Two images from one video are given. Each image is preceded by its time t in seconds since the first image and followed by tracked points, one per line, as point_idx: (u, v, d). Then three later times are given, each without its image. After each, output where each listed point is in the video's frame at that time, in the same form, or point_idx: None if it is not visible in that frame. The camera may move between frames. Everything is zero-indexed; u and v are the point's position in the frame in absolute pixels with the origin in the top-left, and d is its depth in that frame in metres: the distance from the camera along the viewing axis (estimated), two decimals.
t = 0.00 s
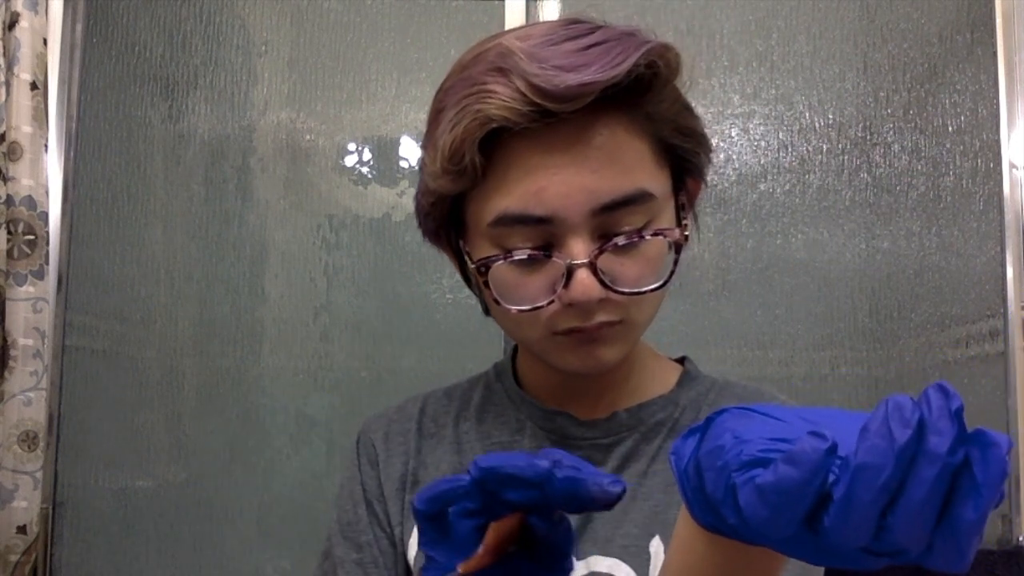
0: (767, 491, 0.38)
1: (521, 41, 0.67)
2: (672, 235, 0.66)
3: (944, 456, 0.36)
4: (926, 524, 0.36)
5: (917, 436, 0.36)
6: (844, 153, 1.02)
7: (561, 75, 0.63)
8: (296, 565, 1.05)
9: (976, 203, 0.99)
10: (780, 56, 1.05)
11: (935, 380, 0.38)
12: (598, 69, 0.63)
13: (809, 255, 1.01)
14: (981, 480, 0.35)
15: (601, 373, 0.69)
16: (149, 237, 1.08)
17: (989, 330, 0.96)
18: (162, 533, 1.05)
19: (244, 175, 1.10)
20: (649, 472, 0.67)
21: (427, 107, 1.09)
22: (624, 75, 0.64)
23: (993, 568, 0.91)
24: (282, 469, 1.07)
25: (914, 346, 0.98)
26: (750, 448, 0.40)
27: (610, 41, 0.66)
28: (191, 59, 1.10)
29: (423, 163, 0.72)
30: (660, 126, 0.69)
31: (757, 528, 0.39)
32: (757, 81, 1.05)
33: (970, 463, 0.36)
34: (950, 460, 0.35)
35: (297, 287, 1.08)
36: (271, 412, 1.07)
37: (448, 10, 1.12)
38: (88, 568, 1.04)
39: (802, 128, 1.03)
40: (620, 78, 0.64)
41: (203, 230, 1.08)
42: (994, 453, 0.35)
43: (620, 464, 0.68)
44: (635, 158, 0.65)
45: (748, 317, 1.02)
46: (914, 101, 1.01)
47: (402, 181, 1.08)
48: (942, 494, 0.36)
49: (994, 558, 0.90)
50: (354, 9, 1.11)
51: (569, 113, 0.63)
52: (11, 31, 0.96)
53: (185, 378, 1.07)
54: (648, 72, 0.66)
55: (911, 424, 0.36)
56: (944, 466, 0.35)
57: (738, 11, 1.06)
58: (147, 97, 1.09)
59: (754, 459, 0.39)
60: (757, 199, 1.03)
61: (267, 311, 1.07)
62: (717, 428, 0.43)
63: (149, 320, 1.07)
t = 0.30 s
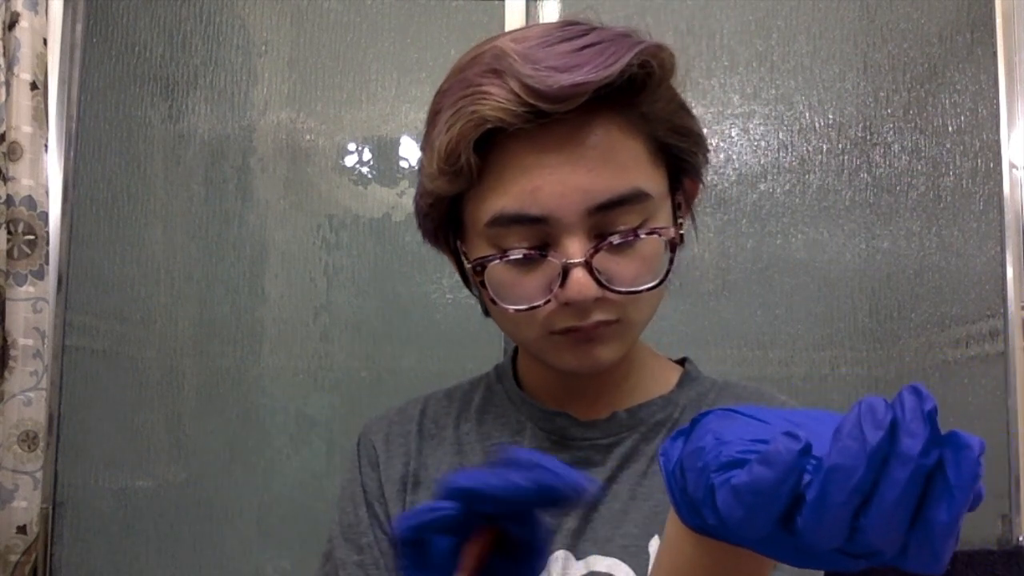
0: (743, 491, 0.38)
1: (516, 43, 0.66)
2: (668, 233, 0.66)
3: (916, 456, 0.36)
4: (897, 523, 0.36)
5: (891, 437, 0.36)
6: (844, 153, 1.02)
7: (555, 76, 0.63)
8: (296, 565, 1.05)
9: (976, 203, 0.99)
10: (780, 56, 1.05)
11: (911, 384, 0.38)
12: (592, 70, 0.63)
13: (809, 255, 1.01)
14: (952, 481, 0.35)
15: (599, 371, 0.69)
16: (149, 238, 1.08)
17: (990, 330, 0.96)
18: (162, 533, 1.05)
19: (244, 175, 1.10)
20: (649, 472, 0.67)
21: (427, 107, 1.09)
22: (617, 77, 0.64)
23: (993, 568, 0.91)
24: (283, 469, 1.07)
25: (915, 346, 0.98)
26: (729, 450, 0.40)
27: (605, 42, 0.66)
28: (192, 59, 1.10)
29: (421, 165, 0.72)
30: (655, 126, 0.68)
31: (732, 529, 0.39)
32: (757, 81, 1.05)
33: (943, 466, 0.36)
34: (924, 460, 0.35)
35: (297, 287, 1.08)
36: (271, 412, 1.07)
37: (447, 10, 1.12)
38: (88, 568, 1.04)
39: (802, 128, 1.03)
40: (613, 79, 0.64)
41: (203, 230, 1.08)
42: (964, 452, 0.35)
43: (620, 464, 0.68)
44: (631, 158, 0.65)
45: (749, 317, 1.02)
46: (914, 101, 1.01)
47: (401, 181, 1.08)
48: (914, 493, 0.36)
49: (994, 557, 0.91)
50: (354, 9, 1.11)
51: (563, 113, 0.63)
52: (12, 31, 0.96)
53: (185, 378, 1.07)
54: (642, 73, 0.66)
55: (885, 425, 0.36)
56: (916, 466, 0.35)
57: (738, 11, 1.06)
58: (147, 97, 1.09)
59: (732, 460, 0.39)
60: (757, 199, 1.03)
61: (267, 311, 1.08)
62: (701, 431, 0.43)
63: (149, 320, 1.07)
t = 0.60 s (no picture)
0: (739, 514, 0.37)
1: (512, 36, 0.68)
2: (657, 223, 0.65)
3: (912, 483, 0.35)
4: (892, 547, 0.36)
5: (889, 462, 0.36)
6: (844, 153, 1.02)
7: (546, 65, 0.63)
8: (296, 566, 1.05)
9: (976, 202, 0.99)
10: (780, 56, 1.05)
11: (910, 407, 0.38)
12: (582, 59, 0.64)
13: (809, 256, 1.01)
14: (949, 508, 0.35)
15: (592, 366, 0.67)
16: (149, 238, 1.08)
17: (990, 330, 0.96)
18: (162, 533, 1.05)
19: (244, 175, 1.10)
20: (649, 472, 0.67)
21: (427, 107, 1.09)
22: (608, 66, 0.64)
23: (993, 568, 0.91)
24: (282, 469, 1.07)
25: (915, 346, 0.98)
26: (725, 469, 0.39)
27: (599, 35, 0.66)
28: (191, 59, 1.10)
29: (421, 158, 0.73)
30: (648, 119, 0.68)
31: (728, 551, 0.38)
32: (757, 81, 1.05)
33: (941, 491, 0.35)
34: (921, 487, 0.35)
35: (297, 287, 1.08)
36: (271, 412, 1.07)
37: (447, 10, 1.12)
38: (88, 568, 1.04)
39: (802, 128, 1.03)
40: (603, 68, 0.64)
41: (203, 230, 1.08)
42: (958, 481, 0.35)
43: (621, 465, 0.68)
44: (623, 149, 0.65)
45: (748, 317, 1.02)
46: (914, 101, 1.01)
47: (402, 181, 1.08)
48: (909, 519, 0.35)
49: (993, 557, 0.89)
50: (354, 9, 1.11)
51: (553, 102, 0.64)
52: (11, 31, 0.96)
53: (185, 378, 1.07)
54: (634, 64, 0.66)
55: (882, 450, 0.36)
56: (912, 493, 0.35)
57: (738, 11, 1.06)
58: (147, 97, 1.09)
59: (728, 480, 0.38)
60: (757, 199, 1.03)
61: (267, 311, 1.07)
62: (700, 445, 0.42)
63: (149, 321, 1.07)
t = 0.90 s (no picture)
0: None
1: (482, 26, 0.72)
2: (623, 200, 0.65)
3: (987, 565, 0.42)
4: None
5: None
6: (844, 153, 1.02)
7: (501, 46, 0.67)
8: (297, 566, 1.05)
9: (976, 202, 0.99)
10: (779, 57, 1.05)
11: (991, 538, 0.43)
12: (532, 37, 0.67)
13: (809, 256, 1.01)
14: None
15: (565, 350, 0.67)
16: (149, 237, 1.08)
17: (990, 329, 0.97)
18: (162, 533, 1.05)
19: (244, 175, 1.10)
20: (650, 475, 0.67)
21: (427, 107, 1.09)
22: (559, 43, 0.67)
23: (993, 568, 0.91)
24: (283, 469, 1.06)
25: (915, 346, 0.98)
26: None
27: (557, 18, 0.69)
28: (192, 60, 1.10)
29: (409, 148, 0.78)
30: (617, 103, 0.68)
31: None
32: (757, 81, 1.04)
33: None
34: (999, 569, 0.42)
35: (296, 287, 1.08)
36: (270, 412, 1.07)
37: (447, 10, 1.11)
38: (88, 568, 1.04)
39: (802, 128, 1.03)
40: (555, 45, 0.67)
41: (203, 230, 1.08)
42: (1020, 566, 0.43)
43: (620, 467, 0.68)
44: (583, 127, 0.65)
45: (749, 317, 1.02)
46: (914, 101, 1.01)
47: (402, 181, 1.08)
48: None
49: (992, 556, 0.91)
50: (354, 9, 1.11)
51: (507, 82, 0.67)
52: (12, 31, 0.96)
53: (184, 377, 1.07)
54: (589, 41, 0.68)
55: None
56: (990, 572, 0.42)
57: (738, 11, 1.06)
58: (147, 97, 1.10)
59: None
60: (757, 199, 1.03)
61: (267, 311, 1.07)
62: (777, 539, 0.45)
63: (149, 320, 1.08)
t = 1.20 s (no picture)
0: None
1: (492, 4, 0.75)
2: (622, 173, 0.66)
3: None
4: None
5: None
6: (844, 153, 1.02)
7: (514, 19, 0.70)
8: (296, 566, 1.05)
9: (976, 202, 1.00)
10: (780, 56, 1.04)
11: None
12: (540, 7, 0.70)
13: (809, 256, 1.01)
14: None
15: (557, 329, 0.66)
16: (149, 237, 1.08)
17: (990, 330, 0.97)
18: (162, 534, 1.05)
19: (244, 175, 1.09)
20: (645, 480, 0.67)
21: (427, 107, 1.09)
22: (568, 18, 0.70)
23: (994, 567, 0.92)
24: (283, 470, 1.06)
25: (915, 346, 0.98)
26: None
27: None
28: (192, 60, 1.10)
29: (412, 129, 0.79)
30: (620, 83, 0.70)
31: None
32: (757, 81, 1.04)
33: None
34: None
35: (296, 287, 1.08)
36: (269, 412, 1.06)
37: (448, 10, 1.11)
38: (88, 568, 1.05)
39: (802, 128, 1.03)
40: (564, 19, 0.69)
41: (203, 230, 1.08)
42: None
43: (615, 471, 0.68)
44: (585, 102, 0.67)
45: (748, 317, 1.02)
46: (914, 101, 1.02)
47: (401, 181, 1.08)
48: None
49: (993, 558, 0.92)
50: (354, 9, 1.11)
51: (514, 51, 0.70)
52: (12, 31, 0.96)
53: (184, 377, 1.07)
54: (597, 18, 0.71)
55: None
56: None
57: (738, 10, 1.05)
58: (147, 97, 1.10)
59: None
60: (757, 199, 1.03)
61: (267, 312, 1.07)
62: None
63: (149, 320, 1.08)
